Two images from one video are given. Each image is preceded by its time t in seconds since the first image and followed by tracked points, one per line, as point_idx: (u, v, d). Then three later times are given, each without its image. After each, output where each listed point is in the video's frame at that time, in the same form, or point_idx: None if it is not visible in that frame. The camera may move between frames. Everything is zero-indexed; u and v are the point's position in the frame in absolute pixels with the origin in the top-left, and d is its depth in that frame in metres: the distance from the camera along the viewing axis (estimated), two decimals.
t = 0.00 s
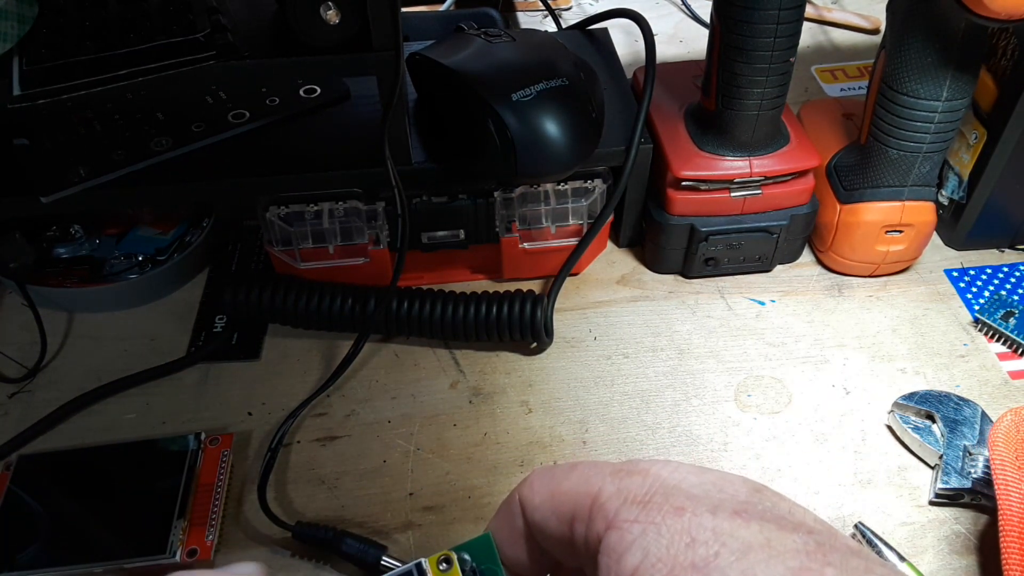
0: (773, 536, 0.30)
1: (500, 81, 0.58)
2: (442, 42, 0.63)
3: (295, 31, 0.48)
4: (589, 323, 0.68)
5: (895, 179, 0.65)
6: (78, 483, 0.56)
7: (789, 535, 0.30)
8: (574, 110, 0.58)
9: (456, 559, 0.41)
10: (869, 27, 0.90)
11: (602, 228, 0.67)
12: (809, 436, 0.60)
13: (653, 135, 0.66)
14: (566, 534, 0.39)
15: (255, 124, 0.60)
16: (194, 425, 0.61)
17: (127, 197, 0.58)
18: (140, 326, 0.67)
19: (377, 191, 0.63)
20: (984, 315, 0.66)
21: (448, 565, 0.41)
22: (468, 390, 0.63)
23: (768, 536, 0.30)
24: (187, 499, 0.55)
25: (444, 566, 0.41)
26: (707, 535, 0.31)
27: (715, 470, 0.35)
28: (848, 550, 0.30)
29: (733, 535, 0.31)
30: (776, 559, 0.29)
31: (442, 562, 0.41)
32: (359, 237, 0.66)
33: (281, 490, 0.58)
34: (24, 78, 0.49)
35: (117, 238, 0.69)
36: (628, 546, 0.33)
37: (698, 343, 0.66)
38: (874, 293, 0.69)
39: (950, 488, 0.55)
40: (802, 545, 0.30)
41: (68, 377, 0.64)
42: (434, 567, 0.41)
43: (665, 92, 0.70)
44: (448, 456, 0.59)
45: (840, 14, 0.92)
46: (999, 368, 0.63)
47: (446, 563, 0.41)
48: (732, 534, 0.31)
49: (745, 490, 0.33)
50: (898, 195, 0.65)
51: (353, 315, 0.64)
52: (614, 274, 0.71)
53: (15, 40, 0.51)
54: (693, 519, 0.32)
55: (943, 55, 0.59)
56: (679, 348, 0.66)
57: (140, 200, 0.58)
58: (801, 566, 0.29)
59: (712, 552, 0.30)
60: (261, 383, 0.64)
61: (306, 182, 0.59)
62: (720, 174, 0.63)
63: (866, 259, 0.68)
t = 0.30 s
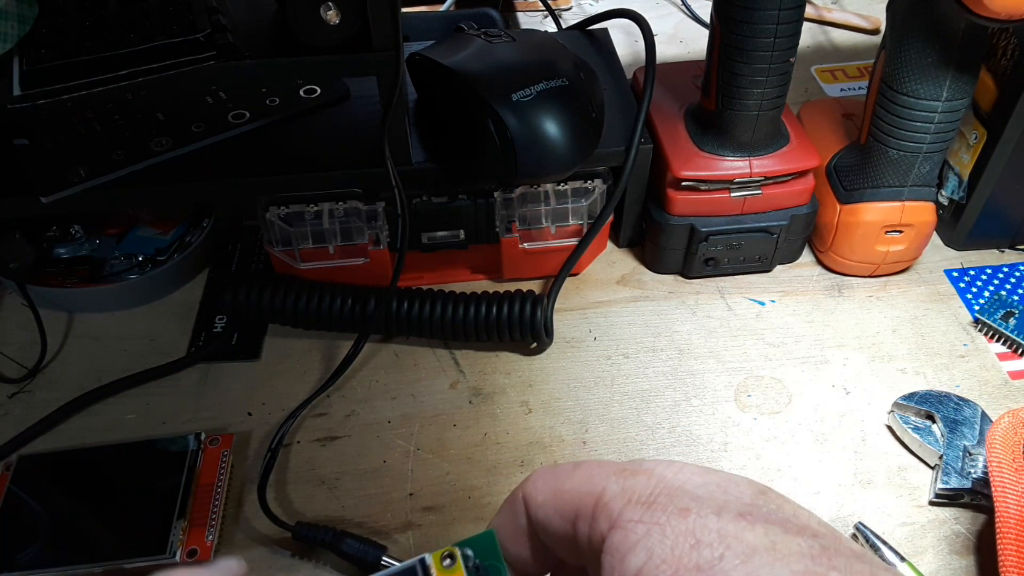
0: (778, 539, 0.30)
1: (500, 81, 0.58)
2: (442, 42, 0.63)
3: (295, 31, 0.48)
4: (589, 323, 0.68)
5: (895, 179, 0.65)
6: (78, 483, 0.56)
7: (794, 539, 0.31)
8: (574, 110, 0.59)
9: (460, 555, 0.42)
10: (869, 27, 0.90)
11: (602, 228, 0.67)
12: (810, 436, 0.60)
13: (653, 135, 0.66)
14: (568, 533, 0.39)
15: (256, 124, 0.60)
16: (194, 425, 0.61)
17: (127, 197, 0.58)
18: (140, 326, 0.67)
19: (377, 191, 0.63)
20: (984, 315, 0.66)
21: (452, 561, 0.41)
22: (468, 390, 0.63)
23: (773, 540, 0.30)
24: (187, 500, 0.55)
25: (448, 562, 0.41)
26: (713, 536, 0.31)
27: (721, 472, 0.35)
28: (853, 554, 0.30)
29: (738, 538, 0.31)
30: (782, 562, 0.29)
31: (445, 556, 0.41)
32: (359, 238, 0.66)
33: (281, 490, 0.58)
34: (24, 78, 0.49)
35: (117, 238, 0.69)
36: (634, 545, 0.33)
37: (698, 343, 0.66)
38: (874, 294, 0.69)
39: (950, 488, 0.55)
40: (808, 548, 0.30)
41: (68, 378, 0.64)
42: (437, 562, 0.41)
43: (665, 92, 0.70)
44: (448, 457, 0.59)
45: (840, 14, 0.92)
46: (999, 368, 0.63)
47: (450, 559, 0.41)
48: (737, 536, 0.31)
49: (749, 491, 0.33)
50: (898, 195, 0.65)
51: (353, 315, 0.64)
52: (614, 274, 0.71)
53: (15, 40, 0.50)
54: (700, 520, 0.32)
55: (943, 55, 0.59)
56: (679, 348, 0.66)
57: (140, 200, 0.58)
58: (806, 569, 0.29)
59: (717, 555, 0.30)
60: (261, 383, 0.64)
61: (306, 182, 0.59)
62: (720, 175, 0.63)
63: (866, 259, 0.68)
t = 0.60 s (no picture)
0: (883, 518, 0.28)
1: (499, 81, 0.58)
2: (441, 42, 0.63)
3: (295, 31, 0.48)
4: (589, 324, 0.68)
5: (895, 179, 0.65)
6: (77, 484, 0.56)
7: (897, 519, 0.28)
8: (573, 110, 0.59)
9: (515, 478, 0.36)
10: (868, 27, 0.90)
11: (602, 228, 0.67)
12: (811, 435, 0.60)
13: (653, 135, 0.66)
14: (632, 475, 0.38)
15: (256, 124, 0.60)
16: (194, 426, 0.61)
17: (127, 197, 0.58)
18: (140, 326, 0.67)
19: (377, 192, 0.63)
20: (984, 316, 0.66)
21: (507, 483, 0.36)
22: (467, 391, 0.63)
23: (877, 517, 0.28)
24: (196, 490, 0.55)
25: (502, 484, 0.36)
26: (810, 509, 0.29)
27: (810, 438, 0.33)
28: (966, 546, 0.27)
29: (838, 515, 0.28)
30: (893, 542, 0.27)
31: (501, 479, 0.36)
32: (359, 238, 0.66)
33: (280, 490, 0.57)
34: (25, 78, 0.49)
35: (117, 239, 0.69)
36: (717, 501, 0.31)
37: (698, 344, 0.66)
38: (873, 294, 0.69)
39: (951, 488, 0.55)
40: (912, 530, 0.28)
41: (68, 378, 0.64)
42: (489, 488, 0.35)
43: (664, 93, 0.70)
44: (449, 457, 0.59)
45: (840, 15, 0.92)
46: (999, 368, 0.63)
47: (505, 480, 0.36)
48: (840, 511, 0.28)
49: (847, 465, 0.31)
50: (898, 195, 0.65)
51: (352, 316, 0.64)
52: (614, 275, 0.71)
53: (14, 40, 0.51)
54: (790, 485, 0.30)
55: (943, 55, 0.59)
56: (679, 348, 0.66)
57: (140, 201, 0.58)
58: (915, 555, 0.26)
59: (816, 529, 0.28)
60: (261, 383, 0.64)
61: (306, 182, 0.59)
62: (719, 175, 0.63)
63: (866, 260, 0.68)
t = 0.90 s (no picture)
0: None
1: (500, 82, 0.58)
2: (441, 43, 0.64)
3: (296, 32, 0.48)
4: (589, 324, 0.68)
5: (895, 180, 0.65)
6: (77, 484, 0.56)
7: None
8: (574, 111, 0.59)
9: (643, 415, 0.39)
10: (868, 27, 0.90)
11: (602, 228, 0.67)
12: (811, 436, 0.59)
13: (653, 136, 0.66)
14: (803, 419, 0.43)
15: (256, 124, 0.60)
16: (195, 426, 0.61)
17: (127, 197, 0.58)
18: (141, 326, 0.68)
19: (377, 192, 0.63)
20: (983, 316, 0.66)
21: (640, 422, 0.39)
22: (468, 391, 0.63)
23: None
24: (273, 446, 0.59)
25: (633, 421, 0.39)
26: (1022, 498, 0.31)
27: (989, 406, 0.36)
28: None
29: None
30: None
31: (630, 417, 0.39)
32: (360, 238, 0.66)
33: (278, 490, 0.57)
34: (24, 79, 0.49)
35: (117, 239, 0.69)
36: (904, 471, 0.35)
37: (698, 344, 0.66)
38: (873, 294, 0.69)
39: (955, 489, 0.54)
40: None
41: (69, 379, 0.64)
42: (619, 423, 0.39)
43: (664, 93, 0.70)
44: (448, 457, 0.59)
45: (840, 15, 0.92)
46: (999, 368, 0.63)
47: (634, 419, 0.39)
48: None
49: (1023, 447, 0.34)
50: (898, 195, 0.65)
51: (353, 316, 0.64)
52: (614, 275, 0.71)
53: (14, 40, 0.51)
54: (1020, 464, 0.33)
55: (943, 55, 0.59)
56: (680, 349, 0.65)
57: (141, 201, 0.58)
58: None
59: None
60: (262, 383, 0.64)
61: (307, 182, 0.59)
62: (719, 175, 0.63)
63: (866, 260, 0.68)
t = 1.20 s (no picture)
0: None
1: (501, 81, 0.58)
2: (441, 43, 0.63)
3: (296, 32, 0.48)
4: (588, 324, 0.68)
5: (895, 180, 0.65)
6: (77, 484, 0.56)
7: None
8: (574, 110, 0.59)
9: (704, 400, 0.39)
10: (868, 27, 0.90)
11: (602, 228, 0.67)
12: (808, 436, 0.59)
13: (653, 135, 0.66)
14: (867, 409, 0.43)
15: (255, 125, 0.61)
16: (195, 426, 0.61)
17: (127, 197, 0.58)
18: (141, 326, 0.67)
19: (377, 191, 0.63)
20: (984, 316, 0.66)
21: (700, 409, 0.39)
22: (467, 391, 0.63)
23: None
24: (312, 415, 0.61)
25: (693, 408, 0.39)
26: None
27: None
28: None
29: None
30: None
31: (690, 404, 0.39)
32: (359, 238, 0.66)
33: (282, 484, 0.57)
34: (23, 78, 0.49)
35: (117, 239, 0.69)
36: (991, 471, 0.35)
37: (698, 344, 0.66)
38: (874, 294, 0.69)
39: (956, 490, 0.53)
40: None
41: (68, 379, 0.64)
42: (683, 412, 0.39)
43: (664, 93, 0.70)
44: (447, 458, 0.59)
45: (840, 15, 0.92)
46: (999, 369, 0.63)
47: (695, 406, 0.39)
48: None
49: None
50: (898, 195, 0.65)
51: (352, 316, 0.64)
52: (614, 275, 0.71)
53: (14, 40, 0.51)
54: None
55: (944, 55, 0.59)
56: (680, 349, 0.65)
57: (141, 201, 0.58)
58: None
59: None
60: (261, 383, 0.64)
61: (307, 182, 0.59)
62: (719, 175, 0.63)
63: (867, 260, 0.68)
